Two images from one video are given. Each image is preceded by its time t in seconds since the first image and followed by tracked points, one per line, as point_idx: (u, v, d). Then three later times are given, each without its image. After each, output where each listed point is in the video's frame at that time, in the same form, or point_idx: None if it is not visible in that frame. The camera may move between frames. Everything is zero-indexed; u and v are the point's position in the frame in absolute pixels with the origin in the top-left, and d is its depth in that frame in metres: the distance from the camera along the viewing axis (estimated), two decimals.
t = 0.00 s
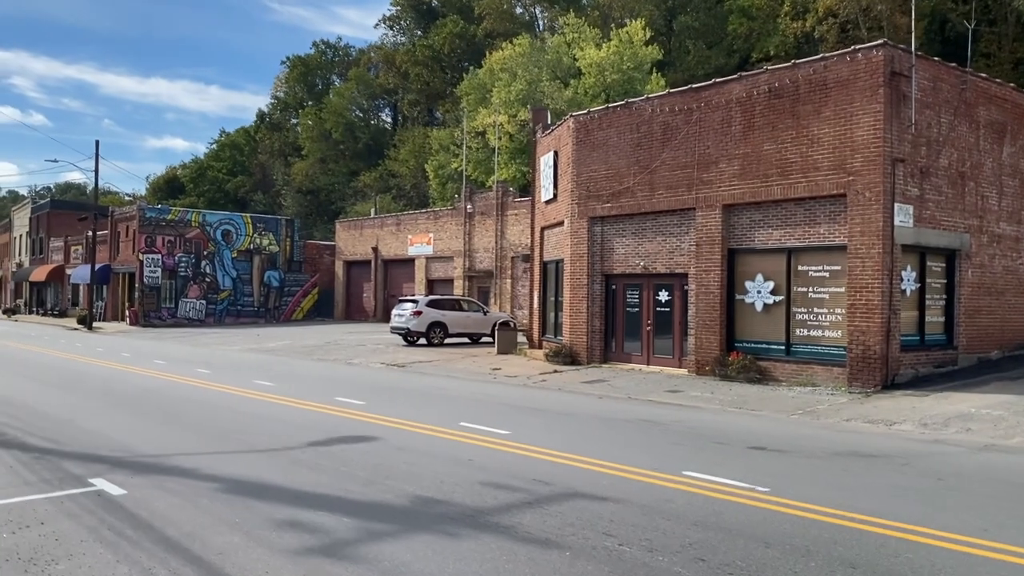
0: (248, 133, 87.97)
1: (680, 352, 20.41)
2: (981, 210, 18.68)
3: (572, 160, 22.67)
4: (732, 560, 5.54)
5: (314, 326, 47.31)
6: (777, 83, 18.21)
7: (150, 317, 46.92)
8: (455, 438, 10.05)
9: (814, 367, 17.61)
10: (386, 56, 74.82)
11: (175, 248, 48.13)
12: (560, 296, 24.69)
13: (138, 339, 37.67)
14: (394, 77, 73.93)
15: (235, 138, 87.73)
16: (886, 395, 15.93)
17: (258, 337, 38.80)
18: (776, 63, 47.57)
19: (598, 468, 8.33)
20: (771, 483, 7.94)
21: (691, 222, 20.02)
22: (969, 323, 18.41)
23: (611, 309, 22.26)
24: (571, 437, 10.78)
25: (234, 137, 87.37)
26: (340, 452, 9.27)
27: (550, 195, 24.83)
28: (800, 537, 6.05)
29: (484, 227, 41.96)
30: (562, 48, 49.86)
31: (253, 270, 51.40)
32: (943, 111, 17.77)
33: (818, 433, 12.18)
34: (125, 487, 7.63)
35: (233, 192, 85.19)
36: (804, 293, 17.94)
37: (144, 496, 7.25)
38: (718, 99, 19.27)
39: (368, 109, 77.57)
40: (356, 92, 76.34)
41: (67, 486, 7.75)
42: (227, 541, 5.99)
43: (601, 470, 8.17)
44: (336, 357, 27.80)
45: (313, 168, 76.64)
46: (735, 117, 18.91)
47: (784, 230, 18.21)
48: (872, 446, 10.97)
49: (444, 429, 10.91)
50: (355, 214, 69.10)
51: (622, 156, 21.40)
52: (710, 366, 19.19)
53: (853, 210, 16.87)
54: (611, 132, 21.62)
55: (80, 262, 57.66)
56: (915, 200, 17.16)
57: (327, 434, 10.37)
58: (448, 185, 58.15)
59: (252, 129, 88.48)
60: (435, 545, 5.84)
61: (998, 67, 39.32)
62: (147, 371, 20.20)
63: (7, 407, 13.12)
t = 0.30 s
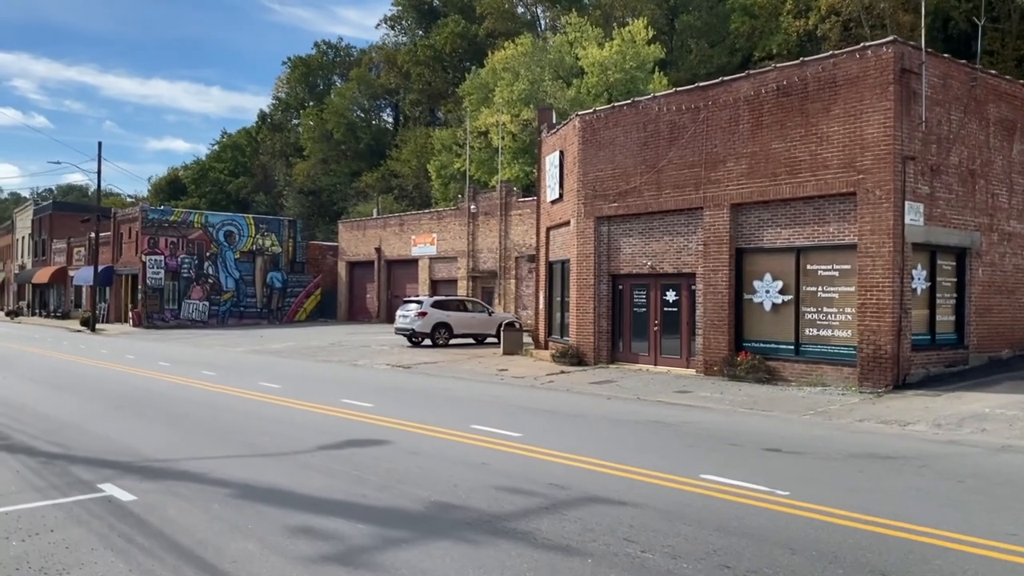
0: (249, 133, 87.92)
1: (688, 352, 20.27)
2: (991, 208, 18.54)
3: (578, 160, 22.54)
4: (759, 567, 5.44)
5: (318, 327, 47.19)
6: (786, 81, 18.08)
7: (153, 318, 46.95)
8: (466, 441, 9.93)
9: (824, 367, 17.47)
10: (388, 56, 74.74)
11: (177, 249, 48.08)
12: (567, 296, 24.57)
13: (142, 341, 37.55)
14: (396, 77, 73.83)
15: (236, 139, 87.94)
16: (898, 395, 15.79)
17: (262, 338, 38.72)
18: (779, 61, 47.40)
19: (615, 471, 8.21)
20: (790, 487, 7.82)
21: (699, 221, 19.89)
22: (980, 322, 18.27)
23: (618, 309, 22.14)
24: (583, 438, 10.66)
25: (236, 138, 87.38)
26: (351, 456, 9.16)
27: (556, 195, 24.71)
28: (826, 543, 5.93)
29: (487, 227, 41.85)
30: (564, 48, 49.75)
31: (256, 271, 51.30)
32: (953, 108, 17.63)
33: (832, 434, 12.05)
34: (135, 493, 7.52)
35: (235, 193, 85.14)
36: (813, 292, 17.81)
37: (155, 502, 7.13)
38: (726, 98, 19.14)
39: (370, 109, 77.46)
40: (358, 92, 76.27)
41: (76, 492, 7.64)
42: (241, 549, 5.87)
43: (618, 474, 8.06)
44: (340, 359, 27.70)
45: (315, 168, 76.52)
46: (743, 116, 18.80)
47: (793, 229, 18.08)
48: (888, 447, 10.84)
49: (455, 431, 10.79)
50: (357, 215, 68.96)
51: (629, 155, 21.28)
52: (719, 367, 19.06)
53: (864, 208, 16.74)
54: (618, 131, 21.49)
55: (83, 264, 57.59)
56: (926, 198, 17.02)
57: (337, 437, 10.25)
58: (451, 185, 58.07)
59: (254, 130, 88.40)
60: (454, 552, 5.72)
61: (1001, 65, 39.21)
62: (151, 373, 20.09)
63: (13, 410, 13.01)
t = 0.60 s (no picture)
0: (246, 133, 87.67)
1: (690, 352, 20.16)
2: (995, 205, 18.43)
3: (579, 158, 22.41)
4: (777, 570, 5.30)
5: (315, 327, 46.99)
6: (789, 78, 17.96)
7: (150, 319, 46.76)
8: (471, 442, 9.78)
9: (828, 366, 17.35)
10: (384, 56, 74.53)
11: (174, 250, 47.84)
12: (567, 296, 24.43)
13: (139, 343, 37.32)
14: (392, 77, 73.63)
15: (232, 140, 87.75)
16: (904, 393, 15.67)
17: (259, 339, 38.56)
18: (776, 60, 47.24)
19: (624, 472, 8.07)
20: (802, 487, 7.68)
21: (701, 219, 19.77)
22: (984, 320, 18.16)
23: (619, 309, 22.01)
24: (589, 439, 10.51)
25: (232, 139, 87.16)
26: (355, 458, 9.00)
27: (555, 194, 24.57)
28: (844, 546, 5.78)
29: (485, 227, 41.68)
30: (561, 47, 49.58)
31: (253, 271, 51.09)
32: (957, 105, 17.52)
33: (839, 434, 11.92)
34: (136, 497, 7.36)
35: (231, 194, 84.92)
36: (817, 291, 17.69)
37: (156, 507, 6.97)
38: (728, 95, 19.02)
39: (366, 109, 77.27)
40: (354, 92, 76.05)
41: (76, 496, 7.48)
42: (245, 554, 5.72)
43: (627, 475, 7.91)
44: (339, 359, 27.53)
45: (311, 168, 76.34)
46: (745, 113, 18.68)
47: (796, 227, 17.95)
48: (897, 446, 10.71)
49: (458, 432, 10.63)
50: (354, 215, 68.76)
51: (629, 153, 21.14)
52: (722, 366, 18.94)
53: (868, 206, 16.62)
54: (618, 129, 21.35)
55: (79, 265, 57.31)
56: (930, 195, 16.90)
57: (339, 438, 10.09)
58: (448, 185, 57.90)
59: (250, 130, 88.17)
60: (464, 557, 5.58)
61: (999, 63, 39.14)
62: (148, 374, 19.89)
63: (11, 413, 12.84)
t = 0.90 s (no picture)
0: (239, 133, 87.34)
1: (689, 352, 20.02)
2: (995, 203, 18.31)
3: (576, 157, 22.24)
4: None
5: (310, 329, 46.77)
6: (788, 75, 17.82)
7: (143, 321, 46.46)
8: (473, 444, 9.60)
9: (829, 365, 17.21)
10: (378, 56, 74.31)
11: (167, 250, 47.57)
12: (565, 295, 24.26)
13: (133, 344, 37.04)
14: (386, 77, 73.40)
15: (226, 140, 87.42)
16: (907, 393, 15.53)
17: (254, 340, 38.30)
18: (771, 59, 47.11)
19: (632, 474, 7.91)
20: (814, 490, 7.52)
21: (700, 218, 19.62)
22: (985, 319, 18.05)
23: (617, 308, 21.86)
24: (592, 440, 10.34)
25: (226, 139, 86.87)
26: (355, 460, 8.81)
27: (552, 193, 24.40)
28: (863, 551, 5.61)
29: (481, 227, 41.49)
30: (556, 46, 49.43)
31: (247, 272, 50.82)
32: (958, 102, 17.40)
33: (845, 433, 11.76)
34: (131, 502, 7.16)
35: (225, 195, 84.61)
36: (818, 289, 17.55)
37: (152, 512, 6.78)
38: (727, 93, 18.89)
39: (360, 109, 77.02)
40: (348, 92, 75.79)
41: (70, 501, 7.28)
42: (245, 562, 5.54)
43: (635, 477, 7.74)
44: (335, 360, 27.32)
45: (305, 169, 76.16)
46: (745, 111, 18.54)
47: (797, 225, 17.81)
48: (904, 446, 10.56)
49: (459, 434, 10.45)
50: (348, 215, 68.53)
51: (628, 151, 20.98)
52: (722, 366, 18.80)
53: (869, 204, 16.49)
54: (617, 127, 21.19)
55: (72, 266, 56.98)
56: (931, 193, 16.78)
57: (339, 441, 9.90)
58: (442, 185, 57.69)
59: (243, 131, 87.87)
60: (472, 564, 5.39)
61: (993, 62, 39.13)
62: (142, 376, 19.66)
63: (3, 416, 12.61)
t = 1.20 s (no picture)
0: (230, 135, 86.97)
1: (687, 352, 19.90)
2: (994, 202, 18.25)
3: (572, 157, 22.11)
4: None
5: (304, 330, 46.51)
6: (786, 74, 17.73)
7: (135, 324, 46.21)
8: (476, 449, 9.45)
9: (829, 365, 17.13)
10: (369, 57, 74.06)
11: (159, 253, 47.30)
12: (561, 296, 24.12)
13: (124, 348, 36.77)
14: (378, 78, 73.19)
15: (217, 142, 87.06)
16: (908, 393, 15.43)
17: (247, 342, 38.06)
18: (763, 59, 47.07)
19: (638, 481, 7.80)
20: (825, 495, 7.42)
21: (698, 218, 19.51)
22: (984, 318, 17.99)
23: (615, 309, 21.72)
24: (597, 444, 10.22)
25: (217, 141, 86.50)
26: (357, 467, 8.65)
27: (549, 194, 24.27)
28: (887, 560, 5.48)
29: (475, 227, 41.34)
30: (548, 47, 49.37)
31: (240, 274, 50.56)
32: (957, 101, 17.34)
33: (849, 435, 11.67)
34: (129, 512, 6.99)
35: (216, 197, 84.26)
36: (818, 289, 17.46)
37: (151, 523, 6.62)
38: (724, 92, 18.78)
39: (352, 110, 76.73)
40: (340, 93, 75.52)
41: (66, 511, 7.10)
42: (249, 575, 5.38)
43: (643, 483, 7.61)
44: (330, 362, 27.11)
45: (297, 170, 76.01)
46: (742, 110, 18.44)
47: (795, 225, 17.72)
48: (911, 447, 10.49)
49: (461, 439, 10.29)
50: (340, 217, 68.30)
51: (624, 152, 20.86)
52: (721, 367, 18.69)
53: (868, 203, 16.39)
54: (613, 127, 21.07)
55: (62, 269, 56.60)
56: (930, 192, 16.71)
57: (339, 446, 9.74)
58: (435, 185, 57.49)
59: (235, 133, 87.51)
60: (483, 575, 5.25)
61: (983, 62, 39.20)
62: (136, 380, 19.42)
63: None
